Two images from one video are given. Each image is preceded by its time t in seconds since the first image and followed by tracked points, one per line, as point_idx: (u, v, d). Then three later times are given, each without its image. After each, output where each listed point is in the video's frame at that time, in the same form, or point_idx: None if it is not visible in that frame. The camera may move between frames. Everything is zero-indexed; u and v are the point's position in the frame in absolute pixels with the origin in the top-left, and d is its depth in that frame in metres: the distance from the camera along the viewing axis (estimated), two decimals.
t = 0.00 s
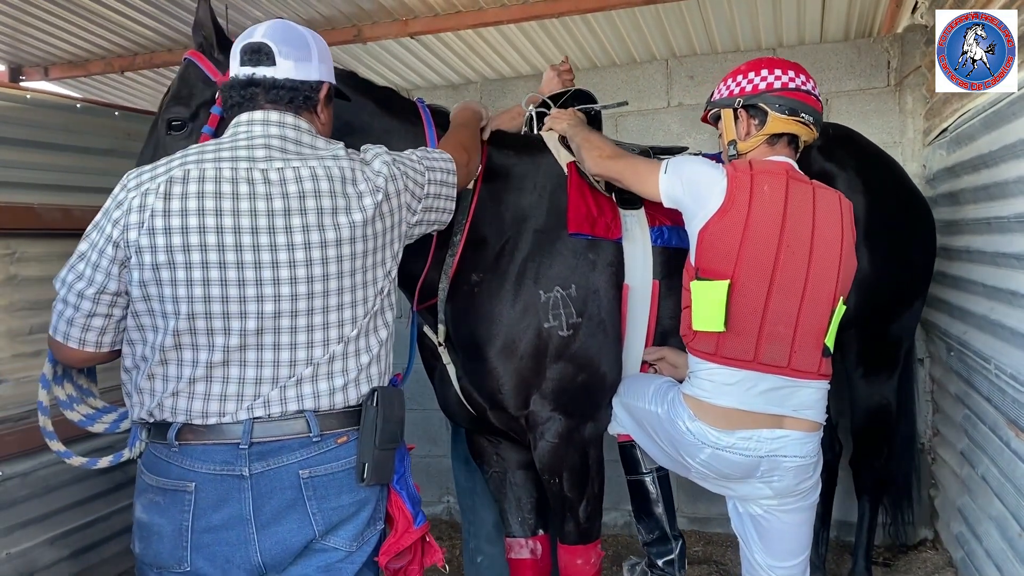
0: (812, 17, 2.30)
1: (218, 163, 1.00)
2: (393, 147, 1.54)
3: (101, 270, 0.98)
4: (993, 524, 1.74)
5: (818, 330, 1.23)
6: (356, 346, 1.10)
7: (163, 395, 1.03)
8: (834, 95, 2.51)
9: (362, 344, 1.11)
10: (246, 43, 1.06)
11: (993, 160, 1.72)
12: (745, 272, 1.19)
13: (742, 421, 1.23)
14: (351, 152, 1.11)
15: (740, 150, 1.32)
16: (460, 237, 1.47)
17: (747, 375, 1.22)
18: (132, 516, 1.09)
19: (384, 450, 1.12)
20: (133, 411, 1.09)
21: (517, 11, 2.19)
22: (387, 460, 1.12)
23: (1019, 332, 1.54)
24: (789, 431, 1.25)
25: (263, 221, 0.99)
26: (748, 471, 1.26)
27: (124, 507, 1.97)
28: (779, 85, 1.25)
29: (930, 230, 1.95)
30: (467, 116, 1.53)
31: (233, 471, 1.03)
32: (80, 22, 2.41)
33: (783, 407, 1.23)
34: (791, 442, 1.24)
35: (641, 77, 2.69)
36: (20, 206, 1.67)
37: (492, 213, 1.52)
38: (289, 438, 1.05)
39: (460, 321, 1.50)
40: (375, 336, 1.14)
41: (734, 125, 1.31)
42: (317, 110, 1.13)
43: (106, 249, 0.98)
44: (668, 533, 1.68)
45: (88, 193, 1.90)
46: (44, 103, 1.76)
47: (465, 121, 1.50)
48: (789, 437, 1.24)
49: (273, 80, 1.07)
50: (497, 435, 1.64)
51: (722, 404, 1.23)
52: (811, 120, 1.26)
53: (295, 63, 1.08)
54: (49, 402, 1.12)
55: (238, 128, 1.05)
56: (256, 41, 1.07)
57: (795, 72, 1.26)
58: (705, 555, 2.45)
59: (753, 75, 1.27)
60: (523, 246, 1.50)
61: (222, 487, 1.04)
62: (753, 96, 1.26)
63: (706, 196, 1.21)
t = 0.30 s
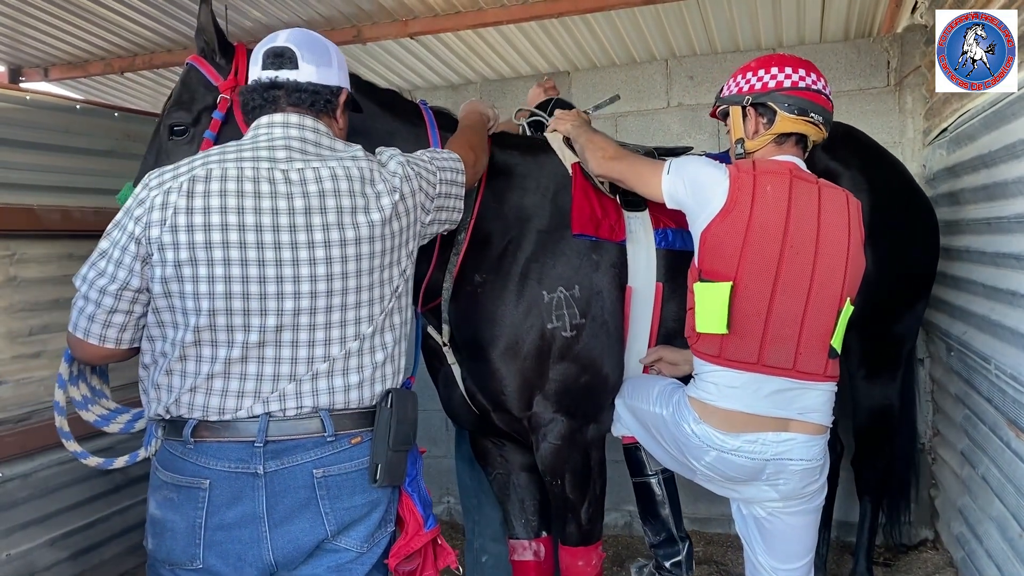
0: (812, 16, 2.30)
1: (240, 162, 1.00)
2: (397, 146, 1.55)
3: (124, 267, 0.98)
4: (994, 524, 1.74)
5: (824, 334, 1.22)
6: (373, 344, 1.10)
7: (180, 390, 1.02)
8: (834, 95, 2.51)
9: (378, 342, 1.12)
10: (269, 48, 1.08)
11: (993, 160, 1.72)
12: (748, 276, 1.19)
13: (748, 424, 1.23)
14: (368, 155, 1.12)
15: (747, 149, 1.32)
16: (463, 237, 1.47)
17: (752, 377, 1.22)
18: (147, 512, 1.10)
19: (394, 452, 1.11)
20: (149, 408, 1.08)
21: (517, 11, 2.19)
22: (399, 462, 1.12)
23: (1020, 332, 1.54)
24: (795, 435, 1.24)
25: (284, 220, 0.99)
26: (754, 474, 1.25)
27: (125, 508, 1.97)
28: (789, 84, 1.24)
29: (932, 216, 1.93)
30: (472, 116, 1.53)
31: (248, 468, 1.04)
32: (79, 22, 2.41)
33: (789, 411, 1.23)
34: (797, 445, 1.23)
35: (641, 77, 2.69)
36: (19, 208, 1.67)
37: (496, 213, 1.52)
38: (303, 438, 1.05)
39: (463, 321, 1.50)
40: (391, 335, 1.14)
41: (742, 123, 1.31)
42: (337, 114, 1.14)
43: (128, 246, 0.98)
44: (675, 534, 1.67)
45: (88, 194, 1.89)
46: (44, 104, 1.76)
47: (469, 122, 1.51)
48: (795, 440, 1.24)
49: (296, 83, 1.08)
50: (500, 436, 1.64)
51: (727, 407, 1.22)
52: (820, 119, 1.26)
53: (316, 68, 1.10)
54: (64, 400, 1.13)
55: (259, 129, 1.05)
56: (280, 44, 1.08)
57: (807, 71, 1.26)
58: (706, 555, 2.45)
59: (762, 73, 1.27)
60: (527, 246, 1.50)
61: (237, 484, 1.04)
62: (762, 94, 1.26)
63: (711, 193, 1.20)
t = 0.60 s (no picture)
0: (812, 16, 2.29)
1: (247, 161, 1.00)
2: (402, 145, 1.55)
3: (131, 268, 0.96)
4: (995, 525, 1.75)
5: (832, 331, 1.22)
6: (378, 339, 1.10)
7: (189, 390, 1.02)
8: (835, 96, 2.51)
9: (384, 337, 1.11)
10: (272, 51, 1.08)
11: (994, 161, 1.72)
12: (756, 275, 1.18)
13: (756, 425, 1.23)
14: (370, 154, 1.13)
15: (749, 149, 1.31)
16: (471, 233, 1.47)
17: (760, 378, 1.22)
18: (156, 512, 1.09)
19: (404, 449, 1.13)
20: (157, 409, 1.07)
21: (517, 11, 2.19)
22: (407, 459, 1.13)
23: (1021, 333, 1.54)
24: (802, 435, 1.24)
25: (294, 218, 0.99)
26: (762, 476, 1.25)
27: (125, 509, 1.97)
28: (791, 84, 1.23)
29: (935, 220, 1.92)
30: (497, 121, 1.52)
31: (259, 467, 1.03)
32: (79, 22, 2.40)
33: (796, 411, 1.23)
34: (804, 445, 1.23)
35: (641, 77, 2.69)
36: (20, 208, 1.67)
37: (500, 214, 1.52)
38: (313, 436, 1.05)
39: (467, 323, 1.50)
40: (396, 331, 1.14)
41: (745, 123, 1.30)
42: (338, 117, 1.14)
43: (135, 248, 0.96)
44: (678, 540, 1.67)
45: (89, 194, 1.89)
46: (44, 104, 1.75)
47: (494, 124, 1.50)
48: (802, 440, 1.24)
49: (298, 85, 1.07)
50: (503, 438, 1.64)
51: (737, 408, 1.22)
52: (823, 119, 1.25)
53: (318, 72, 1.09)
54: (67, 404, 1.12)
55: (263, 130, 1.06)
56: (281, 48, 1.08)
57: (809, 71, 1.25)
58: (707, 556, 2.45)
59: (765, 73, 1.26)
60: (531, 248, 1.50)
61: (248, 483, 1.03)
62: (764, 95, 1.25)
63: (710, 193, 1.20)
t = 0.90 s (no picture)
0: (813, 16, 2.29)
1: (229, 162, 1.00)
2: (404, 144, 1.56)
3: (108, 268, 0.97)
4: (996, 525, 1.75)
5: (840, 328, 1.22)
6: (361, 344, 1.10)
7: (169, 393, 1.02)
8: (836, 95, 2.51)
9: (367, 342, 1.11)
10: (250, 50, 1.08)
11: (995, 160, 1.71)
12: (766, 267, 1.17)
13: (767, 423, 1.21)
14: (357, 155, 1.12)
15: (753, 149, 1.30)
16: (471, 237, 1.47)
17: (770, 375, 1.20)
18: (138, 520, 1.09)
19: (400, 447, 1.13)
20: (137, 412, 1.07)
21: (517, 10, 2.19)
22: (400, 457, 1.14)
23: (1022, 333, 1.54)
24: (813, 433, 1.23)
25: (273, 219, 1.00)
26: (774, 476, 1.24)
27: (126, 509, 1.97)
28: (797, 86, 1.24)
29: (938, 221, 1.92)
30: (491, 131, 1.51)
31: (243, 471, 1.03)
32: (79, 22, 2.39)
33: (807, 409, 1.22)
34: (814, 443, 1.23)
35: (642, 77, 2.69)
36: (20, 208, 1.67)
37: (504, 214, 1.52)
38: (297, 438, 1.05)
39: (469, 322, 1.50)
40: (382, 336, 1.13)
41: (749, 123, 1.29)
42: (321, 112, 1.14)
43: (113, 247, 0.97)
44: (684, 561, 1.62)
45: (91, 194, 1.89)
46: (45, 104, 1.75)
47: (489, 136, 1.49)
48: (810, 438, 1.23)
49: (278, 83, 1.08)
50: (505, 438, 1.64)
51: (748, 406, 1.20)
52: (826, 122, 1.26)
53: (298, 69, 1.09)
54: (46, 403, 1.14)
55: (246, 129, 1.06)
56: (260, 45, 1.08)
57: (813, 74, 1.26)
58: (709, 555, 2.45)
59: (770, 74, 1.26)
60: (533, 247, 1.50)
61: (232, 487, 1.03)
62: (771, 95, 1.25)
63: (717, 190, 1.20)
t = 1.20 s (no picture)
0: (816, 14, 2.29)
1: (201, 157, 1.01)
2: (408, 143, 1.56)
3: (82, 259, 0.99)
4: (999, 524, 1.74)
5: (833, 346, 1.19)
6: (334, 347, 1.08)
7: (132, 388, 1.04)
8: (839, 94, 2.50)
9: (341, 346, 1.09)
10: (232, 50, 1.07)
11: (999, 159, 1.71)
12: (754, 286, 1.16)
13: (763, 442, 1.17)
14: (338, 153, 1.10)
15: (751, 165, 1.28)
16: (474, 237, 1.48)
17: (757, 393, 1.18)
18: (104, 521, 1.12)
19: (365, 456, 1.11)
20: (108, 404, 1.07)
21: (519, 9, 2.18)
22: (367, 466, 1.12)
23: None
24: (809, 450, 1.19)
25: (238, 214, 0.99)
26: (779, 500, 1.18)
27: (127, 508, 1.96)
28: (789, 99, 1.22)
29: (940, 222, 1.91)
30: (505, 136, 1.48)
31: (198, 476, 1.04)
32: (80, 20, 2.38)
33: (802, 424, 1.18)
34: (815, 459, 1.19)
35: (645, 76, 2.69)
36: (22, 208, 1.66)
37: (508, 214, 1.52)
38: (255, 444, 1.04)
39: (471, 323, 1.50)
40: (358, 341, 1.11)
41: (745, 141, 1.28)
42: (309, 107, 1.14)
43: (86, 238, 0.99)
44: None
45: (93, 193, 1.89)
46: (47, 103, 1.75)
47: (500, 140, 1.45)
48: (803, 455, 1.18)
49: (259, 86, 1.07)
50: (507, 438, 1.64)
51: (737, 422, 1.18)
52: (822, 133, 1.23)
53: (281, 67, 1.08)
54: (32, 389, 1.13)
55: (229, 126, 1.07)
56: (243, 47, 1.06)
57: (805, 87, 1.24)
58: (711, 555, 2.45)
59: (763, 91, 1.25)
60: (536, 248, 1.50)
61: (186, 491, 1.05)
62: (763, 111, 1.24)
63: (696, 202, 1.20)
